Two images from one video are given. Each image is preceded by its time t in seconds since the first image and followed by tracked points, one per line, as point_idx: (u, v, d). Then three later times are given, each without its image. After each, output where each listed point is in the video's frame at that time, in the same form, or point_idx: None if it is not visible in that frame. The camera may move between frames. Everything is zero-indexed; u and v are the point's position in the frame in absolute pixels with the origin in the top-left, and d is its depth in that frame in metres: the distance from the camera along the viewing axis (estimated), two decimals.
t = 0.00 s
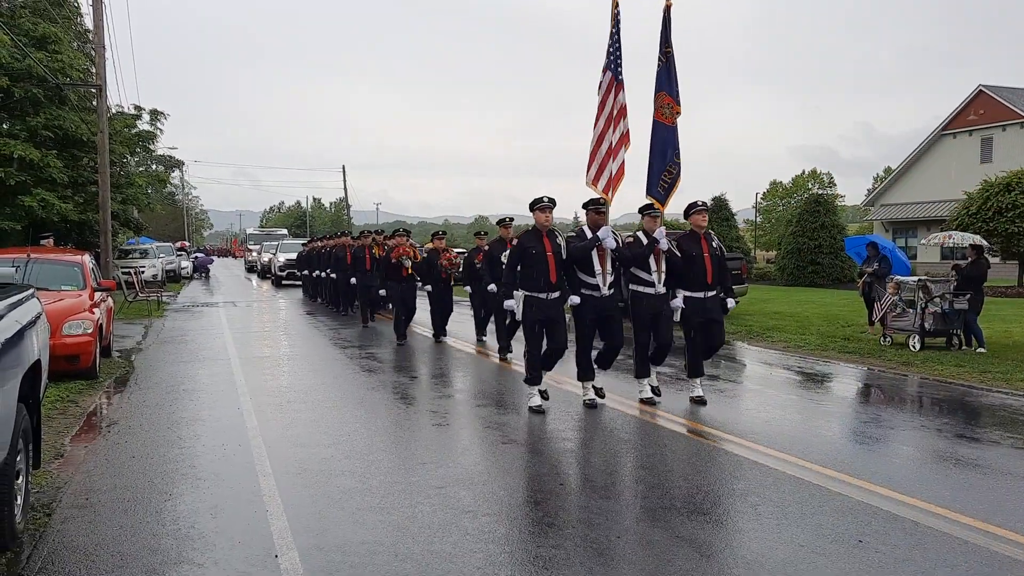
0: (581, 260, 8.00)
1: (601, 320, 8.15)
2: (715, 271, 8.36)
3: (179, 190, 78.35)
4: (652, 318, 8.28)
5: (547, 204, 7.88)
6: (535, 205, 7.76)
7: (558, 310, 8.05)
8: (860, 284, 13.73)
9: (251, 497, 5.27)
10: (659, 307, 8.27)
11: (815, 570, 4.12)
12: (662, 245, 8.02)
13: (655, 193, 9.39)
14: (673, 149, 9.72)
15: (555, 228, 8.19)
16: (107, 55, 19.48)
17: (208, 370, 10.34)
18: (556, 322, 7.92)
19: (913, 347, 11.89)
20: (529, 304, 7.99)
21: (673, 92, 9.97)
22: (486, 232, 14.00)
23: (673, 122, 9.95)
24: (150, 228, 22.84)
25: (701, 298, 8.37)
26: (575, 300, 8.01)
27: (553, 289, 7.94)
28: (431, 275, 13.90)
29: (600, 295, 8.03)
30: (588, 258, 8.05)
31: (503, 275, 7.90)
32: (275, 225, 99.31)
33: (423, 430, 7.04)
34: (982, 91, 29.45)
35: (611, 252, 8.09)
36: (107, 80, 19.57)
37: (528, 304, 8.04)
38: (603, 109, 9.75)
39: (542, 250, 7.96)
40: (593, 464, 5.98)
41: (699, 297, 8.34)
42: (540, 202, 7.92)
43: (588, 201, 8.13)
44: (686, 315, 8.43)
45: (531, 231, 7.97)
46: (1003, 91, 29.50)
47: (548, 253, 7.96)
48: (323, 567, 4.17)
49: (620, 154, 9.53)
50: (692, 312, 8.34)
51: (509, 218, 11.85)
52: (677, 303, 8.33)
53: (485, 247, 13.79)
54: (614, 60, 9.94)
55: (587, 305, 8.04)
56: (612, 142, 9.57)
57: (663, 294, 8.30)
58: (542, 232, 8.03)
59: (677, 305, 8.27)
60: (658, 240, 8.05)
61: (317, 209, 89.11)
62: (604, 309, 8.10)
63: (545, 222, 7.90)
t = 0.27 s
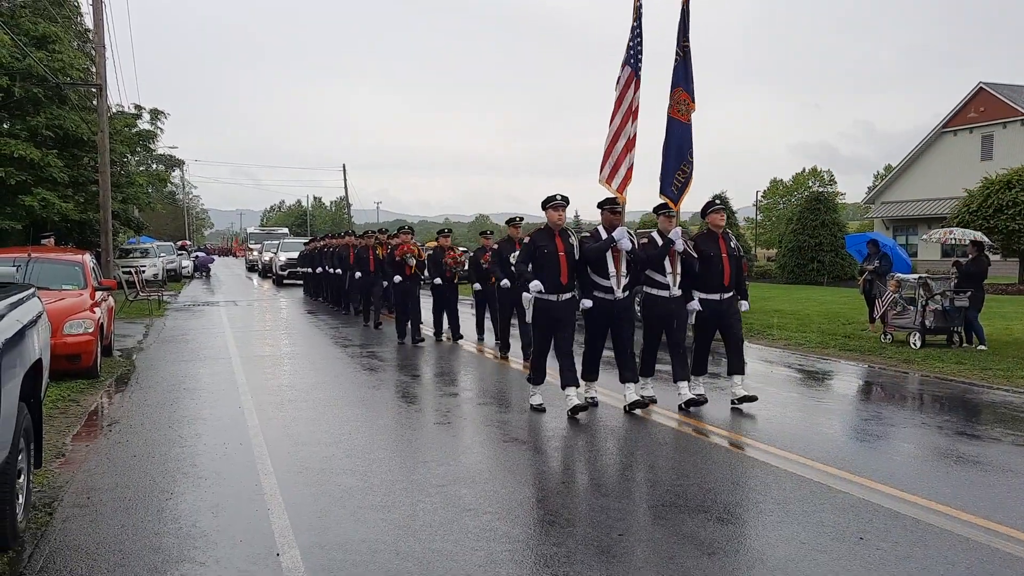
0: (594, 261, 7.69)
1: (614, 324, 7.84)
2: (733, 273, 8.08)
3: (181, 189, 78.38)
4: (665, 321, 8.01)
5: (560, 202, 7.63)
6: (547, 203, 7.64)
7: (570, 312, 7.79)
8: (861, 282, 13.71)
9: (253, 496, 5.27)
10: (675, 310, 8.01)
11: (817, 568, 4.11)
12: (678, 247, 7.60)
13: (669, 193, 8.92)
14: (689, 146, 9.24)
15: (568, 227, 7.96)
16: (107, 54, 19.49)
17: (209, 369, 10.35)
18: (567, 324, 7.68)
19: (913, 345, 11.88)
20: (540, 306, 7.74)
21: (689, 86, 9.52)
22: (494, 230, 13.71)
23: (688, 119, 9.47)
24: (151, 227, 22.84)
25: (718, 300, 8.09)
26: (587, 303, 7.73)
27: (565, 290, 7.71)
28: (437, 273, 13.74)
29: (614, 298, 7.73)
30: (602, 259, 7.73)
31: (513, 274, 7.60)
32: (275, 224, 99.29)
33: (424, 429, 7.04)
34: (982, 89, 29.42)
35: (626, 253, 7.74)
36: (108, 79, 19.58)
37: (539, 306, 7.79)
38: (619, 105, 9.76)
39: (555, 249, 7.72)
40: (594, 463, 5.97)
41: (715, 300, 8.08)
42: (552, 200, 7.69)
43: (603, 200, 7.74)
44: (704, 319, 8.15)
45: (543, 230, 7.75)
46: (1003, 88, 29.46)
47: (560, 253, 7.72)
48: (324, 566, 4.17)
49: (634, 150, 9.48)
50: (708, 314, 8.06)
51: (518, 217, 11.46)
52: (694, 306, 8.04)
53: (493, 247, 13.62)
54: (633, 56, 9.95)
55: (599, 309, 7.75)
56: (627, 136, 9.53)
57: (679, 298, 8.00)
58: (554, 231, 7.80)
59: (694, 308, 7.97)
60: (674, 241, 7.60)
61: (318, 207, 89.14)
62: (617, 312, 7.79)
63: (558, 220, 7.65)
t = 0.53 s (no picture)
0: (612, 256, 7.43)
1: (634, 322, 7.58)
2: (755, 268, 7.93)
3: (180, 189, 78.39)
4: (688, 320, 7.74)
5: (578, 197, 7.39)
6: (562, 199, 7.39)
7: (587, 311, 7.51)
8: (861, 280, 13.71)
9: (253, 495, 5.27)
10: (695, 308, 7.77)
11: (818, 566, 4.11)
12: (698, 241, 7.46)
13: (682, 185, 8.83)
14: (706, 136, 9.13)
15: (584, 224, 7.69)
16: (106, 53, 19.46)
17: (209, 368, 10.34)
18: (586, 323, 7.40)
19: (913, 343, 11.88)
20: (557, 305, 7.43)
21: (707, 74, 9.30)
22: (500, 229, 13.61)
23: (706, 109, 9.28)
24: (151, 226, 22.83)
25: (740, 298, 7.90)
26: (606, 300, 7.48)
27: (583, 287, 7.42)
28: (444, 272, 13.59)
29: (633, 295, 7.45)
30: (620, 255, 7.46)
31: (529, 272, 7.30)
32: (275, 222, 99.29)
33: (425, 428, 7.03)
34: (982, 86, 29.40)
35: (644, 249, 7.50)
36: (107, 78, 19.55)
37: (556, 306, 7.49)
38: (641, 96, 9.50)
39: (571, 246, 7.46)
40: (594, 461, 5.97)
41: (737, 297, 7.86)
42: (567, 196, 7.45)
43: (618, 195, 7.44)
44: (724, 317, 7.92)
45: (558, 226, 7.48)
46: (1003, 85, 29.44)
47: (577, 249, 7.46)
48: (324, 565, 4.17)
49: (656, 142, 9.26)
50: (730, 312, 7.85)
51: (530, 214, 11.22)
52: (715, 303, 7.80)
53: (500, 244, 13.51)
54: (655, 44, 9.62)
55: (618, 306, 7.48)
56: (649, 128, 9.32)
57: (699, 295, 7.76)
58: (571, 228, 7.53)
59: (715, 305, 7.78)
60: (693, 236, 7.50)
61: (317, 206, 89.16)
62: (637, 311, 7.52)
63: (574, 216, 7.40)
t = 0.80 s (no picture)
0: (626, 256, 7.20)
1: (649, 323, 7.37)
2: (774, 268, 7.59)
3: (180, 188, 78.30)
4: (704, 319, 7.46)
5: (591, 196, 7.06)
6: (576, 197, 7.03)
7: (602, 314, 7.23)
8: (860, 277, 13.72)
9: (253, 494, 5.28)
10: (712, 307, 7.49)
11: (815, 563, 4.11)
12: (715, 239, 7.28)
13: (700, 182, 8.61)
14: (725, 132, 8.87)
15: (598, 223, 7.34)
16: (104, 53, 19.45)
17: (209, 367, 10.34)
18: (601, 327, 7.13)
19: (913, 339, 11.90)
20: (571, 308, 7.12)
21: (724, 69, 9.13)
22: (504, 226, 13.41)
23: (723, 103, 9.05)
24: (150, 225, 22.81)
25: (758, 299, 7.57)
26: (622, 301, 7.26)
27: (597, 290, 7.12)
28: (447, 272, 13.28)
29: (648, 295, 7.29)
30: (635, 254, 7.28)
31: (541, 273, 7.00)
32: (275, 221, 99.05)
33: (425, 426, 7.03)
34: (981, 83, 29.39)
35: (659, 248, 7.32)
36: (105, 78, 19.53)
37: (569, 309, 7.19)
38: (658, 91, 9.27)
39: (585, 246, 7.12)
40: (592, 459, 5.97)
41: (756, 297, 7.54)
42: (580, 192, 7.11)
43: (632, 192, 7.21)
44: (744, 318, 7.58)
45: (570, 225, 7.13)
46: (1002, 82, 29.42)
47: (590, 249, 7.11)
48: (325, 565, 4.17)
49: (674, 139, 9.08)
50: (748, 313, 7.52)
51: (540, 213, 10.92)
52: (732, 303, 7.51)
53: (504, 244, 13.20)
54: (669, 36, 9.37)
55: (633, 306, 7.29)
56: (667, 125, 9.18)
57: (715, 294, 7.50)
58: (584, 226, 7.17)
59: (732, 306, 7.46)
60: (711, 234, 7.31)
61: (317, 205, 89.10)
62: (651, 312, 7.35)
63: (587, 214, 7.07)
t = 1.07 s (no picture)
0: (640, 253, 6.99)
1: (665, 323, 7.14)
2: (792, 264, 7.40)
3: (178, 185, 78.21)
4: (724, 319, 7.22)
5: (603, 190, 6.89)
6: (587, 191, 6.90)
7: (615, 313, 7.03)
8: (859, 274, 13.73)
9: (251, 491, 5.27)
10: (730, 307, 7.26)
11: (814, 561, 4.11)
12: (733, 235, 7.01)
13: (718, 177, 7.88)
14: (744, 123, 8.13)
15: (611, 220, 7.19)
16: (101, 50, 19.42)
17: (207, 364, 10.33)
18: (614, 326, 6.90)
19: (912, 336, 11.92)
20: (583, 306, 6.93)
21: (741, 55, 8.29)
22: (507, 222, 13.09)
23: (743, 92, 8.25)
24: (147, 222, 22.78)
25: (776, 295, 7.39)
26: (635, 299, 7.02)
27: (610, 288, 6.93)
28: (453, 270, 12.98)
29: (662, 294, 7.05)
30: (649, 251, 7.06)
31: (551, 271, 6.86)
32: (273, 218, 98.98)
33: (424, 423, 7.02)
34: (979, 80, 29.40)
35: (674, 244, 7.12)
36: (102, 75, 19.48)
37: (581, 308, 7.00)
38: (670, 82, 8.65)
39: (596, 242, 6.96)
40: (591, 456, 5.97)
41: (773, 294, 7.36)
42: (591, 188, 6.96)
43: (645, 187, 7.23)
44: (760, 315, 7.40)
45: (582, 221, 6.99)
46: (1000, 79, 29.44)
47: (603, 246, 6.95)
48: (324, 562, 4.16)
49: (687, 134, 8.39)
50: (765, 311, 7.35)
51: (542, 208, 10.82)
52: (750, 300, 7.31)
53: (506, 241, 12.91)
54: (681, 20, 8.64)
55: (648, 305, 7.04)
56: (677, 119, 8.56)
57: (733, 293, 7.26)
58: (596, 223, 7.02)
59: (750, 304, 7.26)
60: (728, 229, 7.04)
61: (315, 202, 89.03)
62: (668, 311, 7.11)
63: (599, 209, 6.92)
